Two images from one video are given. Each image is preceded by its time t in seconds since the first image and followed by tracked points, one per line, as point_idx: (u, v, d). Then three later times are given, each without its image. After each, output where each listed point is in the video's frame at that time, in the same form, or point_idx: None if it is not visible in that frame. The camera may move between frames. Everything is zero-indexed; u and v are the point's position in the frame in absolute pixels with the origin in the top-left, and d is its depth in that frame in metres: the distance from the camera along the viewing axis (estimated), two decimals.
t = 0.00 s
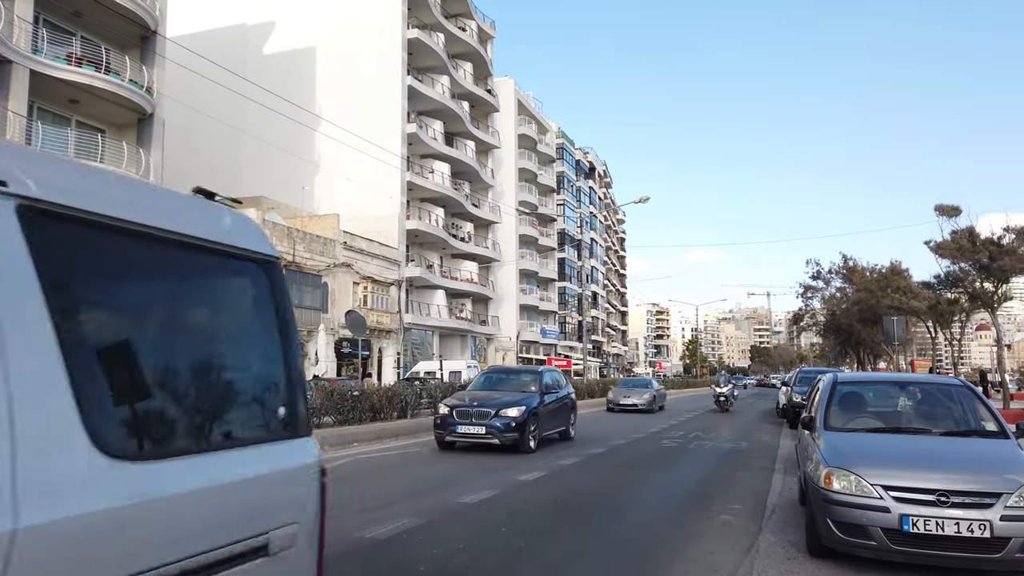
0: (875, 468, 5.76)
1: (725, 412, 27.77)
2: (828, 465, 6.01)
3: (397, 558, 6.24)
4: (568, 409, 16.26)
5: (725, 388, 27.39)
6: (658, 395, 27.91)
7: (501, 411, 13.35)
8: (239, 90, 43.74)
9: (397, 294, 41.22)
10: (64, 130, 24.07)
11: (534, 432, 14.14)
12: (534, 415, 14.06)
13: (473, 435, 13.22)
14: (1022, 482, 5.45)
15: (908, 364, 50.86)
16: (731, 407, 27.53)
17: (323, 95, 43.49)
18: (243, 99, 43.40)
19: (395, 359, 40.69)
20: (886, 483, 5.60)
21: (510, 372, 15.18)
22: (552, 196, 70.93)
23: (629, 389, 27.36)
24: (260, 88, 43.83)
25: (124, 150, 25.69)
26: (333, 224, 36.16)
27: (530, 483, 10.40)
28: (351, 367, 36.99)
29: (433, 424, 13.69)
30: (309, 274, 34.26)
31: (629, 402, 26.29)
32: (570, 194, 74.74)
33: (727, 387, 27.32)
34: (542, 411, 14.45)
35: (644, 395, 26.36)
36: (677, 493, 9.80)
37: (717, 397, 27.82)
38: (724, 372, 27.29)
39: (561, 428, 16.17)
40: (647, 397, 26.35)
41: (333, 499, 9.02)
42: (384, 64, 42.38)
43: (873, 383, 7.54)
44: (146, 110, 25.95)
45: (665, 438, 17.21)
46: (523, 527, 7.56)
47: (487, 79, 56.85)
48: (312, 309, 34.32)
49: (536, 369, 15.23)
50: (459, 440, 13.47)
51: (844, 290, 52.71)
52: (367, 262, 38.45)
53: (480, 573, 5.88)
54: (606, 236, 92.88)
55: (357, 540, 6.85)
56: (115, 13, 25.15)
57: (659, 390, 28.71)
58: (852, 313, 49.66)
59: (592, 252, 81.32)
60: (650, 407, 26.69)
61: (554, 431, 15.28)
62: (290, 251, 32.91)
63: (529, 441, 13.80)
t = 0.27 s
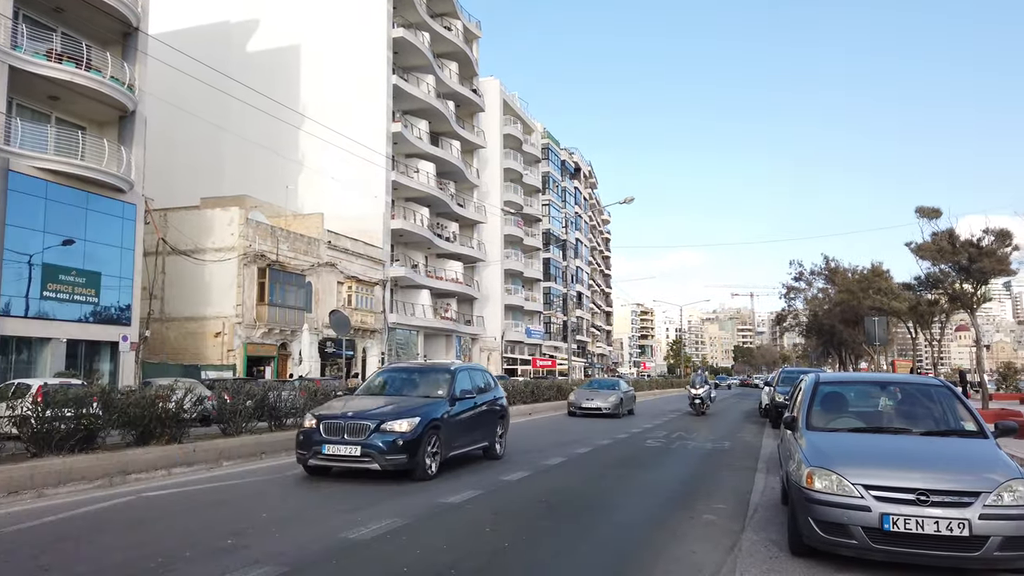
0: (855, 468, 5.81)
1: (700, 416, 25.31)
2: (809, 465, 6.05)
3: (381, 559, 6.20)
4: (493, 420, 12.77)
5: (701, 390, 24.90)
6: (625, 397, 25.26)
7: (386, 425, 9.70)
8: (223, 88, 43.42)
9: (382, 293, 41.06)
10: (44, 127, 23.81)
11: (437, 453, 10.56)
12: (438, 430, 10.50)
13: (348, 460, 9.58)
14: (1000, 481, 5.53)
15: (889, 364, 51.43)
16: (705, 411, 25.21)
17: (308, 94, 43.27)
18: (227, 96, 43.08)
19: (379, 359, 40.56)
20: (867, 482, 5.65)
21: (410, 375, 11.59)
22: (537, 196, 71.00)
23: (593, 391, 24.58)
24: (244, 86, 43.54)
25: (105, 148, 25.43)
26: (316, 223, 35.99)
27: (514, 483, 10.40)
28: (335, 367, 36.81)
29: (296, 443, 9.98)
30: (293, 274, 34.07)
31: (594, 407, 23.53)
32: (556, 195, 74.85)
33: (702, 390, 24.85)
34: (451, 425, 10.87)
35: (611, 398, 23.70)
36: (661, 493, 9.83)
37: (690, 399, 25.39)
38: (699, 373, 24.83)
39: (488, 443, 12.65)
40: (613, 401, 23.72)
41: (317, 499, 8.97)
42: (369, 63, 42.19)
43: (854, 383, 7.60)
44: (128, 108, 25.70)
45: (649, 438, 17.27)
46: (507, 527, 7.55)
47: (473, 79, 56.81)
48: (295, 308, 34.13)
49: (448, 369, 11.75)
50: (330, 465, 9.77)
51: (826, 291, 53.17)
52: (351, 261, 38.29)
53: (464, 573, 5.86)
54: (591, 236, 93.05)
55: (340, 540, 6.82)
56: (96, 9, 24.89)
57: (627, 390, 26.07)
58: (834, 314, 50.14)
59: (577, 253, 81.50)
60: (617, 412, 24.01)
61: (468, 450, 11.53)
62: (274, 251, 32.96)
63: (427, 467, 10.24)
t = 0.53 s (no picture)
0: (838, 468, 5.84)
1: (673, 420, 22.77)
2: (792, 465, 6.09)
3: (365, 561, 6.16)
4: (372, 436, 9.18)
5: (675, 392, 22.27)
6: (589, 400, 22.31)
7: (146, 451, 6.08)
8: (206, 86, 43.07)
9: (367, 293, 40.90)
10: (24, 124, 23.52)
11: (246, 495, 6.88)
12: (247, 458, 6.85)
13: (78, 510, 5.96)
14: (979, 480, 5.59)
15: (870, 364, 51.96)
16: (680, 416, 22.88)
17: (293, 92, 43.03)
18: (210, 94, 42.74)
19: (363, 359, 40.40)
20: (848, 482, 5.69)
21: (228, 376, 7.89)
22: (522, 196, 71.05)
23: (551, 393, 21.59)
24: (228, 84, 43.24)
25: (86, 146, 25.15)
26: (300, 222, 35.80)
27: (498, 483, 10.39)
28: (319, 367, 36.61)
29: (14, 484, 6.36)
30: (277, 273, 33.85)
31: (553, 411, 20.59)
32: (541, 195, 74.91)
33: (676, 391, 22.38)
34: (279, 450, 7.26)
35: (572, 402, 20.82)
36: (644, 493, 9.86)
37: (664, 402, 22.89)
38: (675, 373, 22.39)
39: (360, 468, 9.02)
40: (574, 405, 20.77)
41: (300, 500, 8.91)
42: (355, 62, 41.99)
43: (836, 384, 7.66)
44: (109, 105, 25.44)
45: (633, 438, 17.31)
46: (490, 528, 7.54)
47: (458, 78, 56.73)
48: (278, 308, 33.92)
49: (287, 369, 8.09)
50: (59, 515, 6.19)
51: (808, 292, 53.60)
52: (335, 261, 38.10)
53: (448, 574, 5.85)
54: (576, 237, 93.15)
55: (324, 542, 6.77)
56: (77, 5, 24.59)
57: (592, 391, 23.13)
58: (816, 314, 50.58)
59: (562, 253, 81.63)
60: (579, 417, 21.06)
61: (316, 483, 7.89)
62: (258, 250, 32.67)
63: (215, 520, 6.54)
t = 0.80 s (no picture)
0: (820, 467, 5.89)
1: (643, 425, 20.19)
2: (775, 465, 6.12)
3: (348, 561, 6.12)
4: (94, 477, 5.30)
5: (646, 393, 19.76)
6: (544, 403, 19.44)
7: None
8: (189, 83, 42.74)
9: (351, 293, 40.71)
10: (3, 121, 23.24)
11: None
12: None
13: None
14: (958, 479, 5.65)
15: (851, 365, 52.45)
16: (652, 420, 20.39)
17: (277, 91, 42.82)
18: (193, 92, 42.41)
19: (347, 359, 40.21)
20: (830, 481, 5.74)
21: None
22: (507, 197, 71.06)
23: (500, 396, 18.65)
24: (211, 82, 42.95)
25: (66, 143, 24.85)
26: (284, 221, 35.61)
27: (483, 484, 10.37)
28: (303, 367, 36.37)
29: None
30: (260, 273, 33.62)
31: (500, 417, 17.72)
32: (527, 195, 74.98)
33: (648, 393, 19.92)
34: None
35: (521, 407, 17.89)
36: (627, 492, 9.88)
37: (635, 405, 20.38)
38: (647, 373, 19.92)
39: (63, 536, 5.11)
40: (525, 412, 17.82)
41: (282, 501, 8.82)
42: (340, 61, 41.80)
43: (818, 383, 7.73)
44: (91, 102, 25.17)
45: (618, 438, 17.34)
46: (475, 528, 7.51)
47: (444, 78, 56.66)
48: (262, 308, 33.68)
49: None
50: None
51: (791, 293, 54.05)
52: (319, 260, 37.90)
53: None
54: (562, 237, 93.31)
55: (307, 543, 6.73)
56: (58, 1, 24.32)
57: (549, 394, 20.29)
58: (799, 315, 51.03)
59: (547, 253, 81.74)
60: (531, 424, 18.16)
61: None
62: (240, 249, 32.46)
63: None
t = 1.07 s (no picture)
0: (802, 467, 5.92)
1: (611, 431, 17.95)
2: (758, 464, 6.15)
3: (331, 562, 6.09)
4: None
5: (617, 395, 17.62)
6: (489, 409, 16.18)
7: None
8: (171, 81, 42.40)
9: (335, 293, 40.51)
10: None
11: None
12: None
13: None
14: (939, 479, 5.70)
15: (834, 365, 52.87)
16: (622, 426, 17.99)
17: (261, 89, 42.55)
18: (176, 89, 42.07)
19: (332, 359, 40.03)
20: (813, 481, 5.77)
21: None
22: (493, 197, 70.99)
23: (436, 400, 15.48)
24: (194, 79, 42.62)
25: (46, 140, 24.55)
26: (268, 220, 35.38)
27: (467, 484, 10.34)
28: (287, 367, 36.16)
29: None
30: (244, 272, 33.37)
31: (430, 426, 14.44)
32: (512, 195, 74.98)
33: (619, 396, 17.76)
34: None
35: (463, 413, 14.86)
36: (611, 492, 9.89)
37: (604, 409, 18.17)
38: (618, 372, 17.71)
39: None
40: (467, 418, 14.78)
41: (265, 502, 8.75)
42: (325, 59, 41.59)
43: (801, 384, 7.77)
44: (72, 99, 24.89)
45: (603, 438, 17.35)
46: (459, 529, 7.49)
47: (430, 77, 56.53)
48: (246, 307, 33.44)
49: None
50: None
51: (774, 293, 54.41)
52: (304, 259, 37.68)
53: None
54: (547, 237, 93.32)
55: (290, 544, 6.68)
56: None
57: (497, 397, 17.07)
58: (782, 316, 51.39)
59: (533, 253, 81.79)
60: (471, 434, 14.90)
61: None
62: (224, 248, 32.20)
63: None
